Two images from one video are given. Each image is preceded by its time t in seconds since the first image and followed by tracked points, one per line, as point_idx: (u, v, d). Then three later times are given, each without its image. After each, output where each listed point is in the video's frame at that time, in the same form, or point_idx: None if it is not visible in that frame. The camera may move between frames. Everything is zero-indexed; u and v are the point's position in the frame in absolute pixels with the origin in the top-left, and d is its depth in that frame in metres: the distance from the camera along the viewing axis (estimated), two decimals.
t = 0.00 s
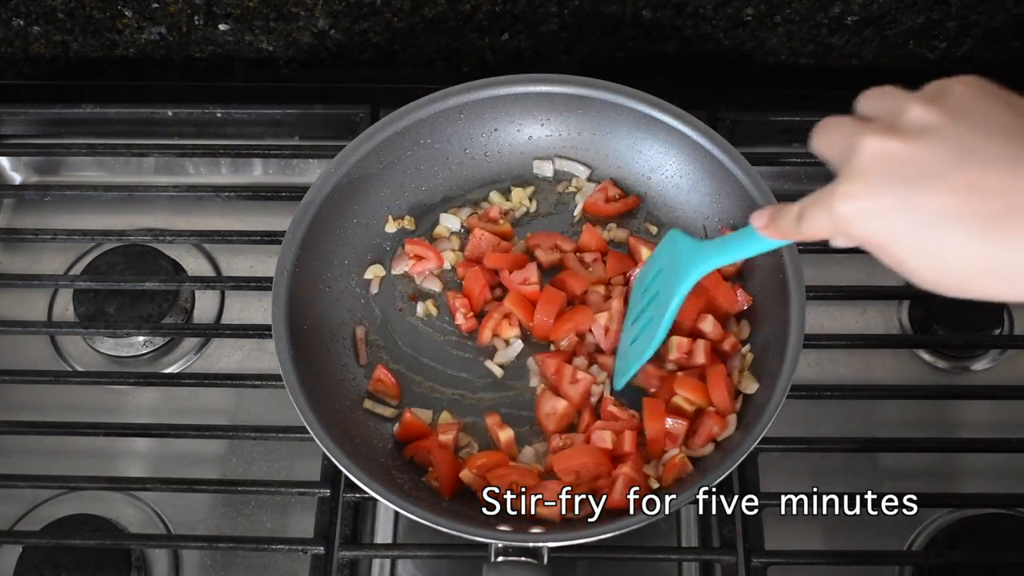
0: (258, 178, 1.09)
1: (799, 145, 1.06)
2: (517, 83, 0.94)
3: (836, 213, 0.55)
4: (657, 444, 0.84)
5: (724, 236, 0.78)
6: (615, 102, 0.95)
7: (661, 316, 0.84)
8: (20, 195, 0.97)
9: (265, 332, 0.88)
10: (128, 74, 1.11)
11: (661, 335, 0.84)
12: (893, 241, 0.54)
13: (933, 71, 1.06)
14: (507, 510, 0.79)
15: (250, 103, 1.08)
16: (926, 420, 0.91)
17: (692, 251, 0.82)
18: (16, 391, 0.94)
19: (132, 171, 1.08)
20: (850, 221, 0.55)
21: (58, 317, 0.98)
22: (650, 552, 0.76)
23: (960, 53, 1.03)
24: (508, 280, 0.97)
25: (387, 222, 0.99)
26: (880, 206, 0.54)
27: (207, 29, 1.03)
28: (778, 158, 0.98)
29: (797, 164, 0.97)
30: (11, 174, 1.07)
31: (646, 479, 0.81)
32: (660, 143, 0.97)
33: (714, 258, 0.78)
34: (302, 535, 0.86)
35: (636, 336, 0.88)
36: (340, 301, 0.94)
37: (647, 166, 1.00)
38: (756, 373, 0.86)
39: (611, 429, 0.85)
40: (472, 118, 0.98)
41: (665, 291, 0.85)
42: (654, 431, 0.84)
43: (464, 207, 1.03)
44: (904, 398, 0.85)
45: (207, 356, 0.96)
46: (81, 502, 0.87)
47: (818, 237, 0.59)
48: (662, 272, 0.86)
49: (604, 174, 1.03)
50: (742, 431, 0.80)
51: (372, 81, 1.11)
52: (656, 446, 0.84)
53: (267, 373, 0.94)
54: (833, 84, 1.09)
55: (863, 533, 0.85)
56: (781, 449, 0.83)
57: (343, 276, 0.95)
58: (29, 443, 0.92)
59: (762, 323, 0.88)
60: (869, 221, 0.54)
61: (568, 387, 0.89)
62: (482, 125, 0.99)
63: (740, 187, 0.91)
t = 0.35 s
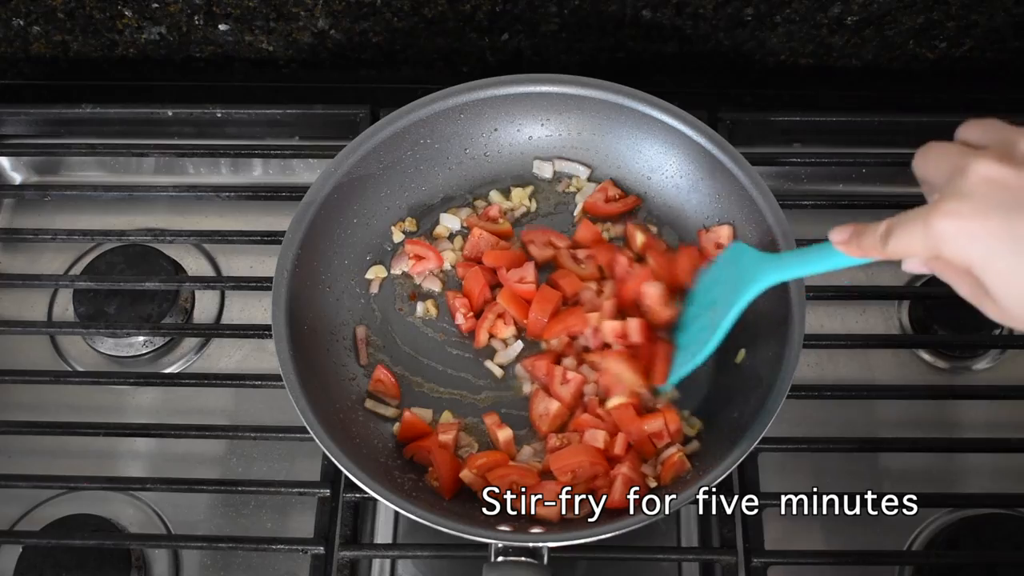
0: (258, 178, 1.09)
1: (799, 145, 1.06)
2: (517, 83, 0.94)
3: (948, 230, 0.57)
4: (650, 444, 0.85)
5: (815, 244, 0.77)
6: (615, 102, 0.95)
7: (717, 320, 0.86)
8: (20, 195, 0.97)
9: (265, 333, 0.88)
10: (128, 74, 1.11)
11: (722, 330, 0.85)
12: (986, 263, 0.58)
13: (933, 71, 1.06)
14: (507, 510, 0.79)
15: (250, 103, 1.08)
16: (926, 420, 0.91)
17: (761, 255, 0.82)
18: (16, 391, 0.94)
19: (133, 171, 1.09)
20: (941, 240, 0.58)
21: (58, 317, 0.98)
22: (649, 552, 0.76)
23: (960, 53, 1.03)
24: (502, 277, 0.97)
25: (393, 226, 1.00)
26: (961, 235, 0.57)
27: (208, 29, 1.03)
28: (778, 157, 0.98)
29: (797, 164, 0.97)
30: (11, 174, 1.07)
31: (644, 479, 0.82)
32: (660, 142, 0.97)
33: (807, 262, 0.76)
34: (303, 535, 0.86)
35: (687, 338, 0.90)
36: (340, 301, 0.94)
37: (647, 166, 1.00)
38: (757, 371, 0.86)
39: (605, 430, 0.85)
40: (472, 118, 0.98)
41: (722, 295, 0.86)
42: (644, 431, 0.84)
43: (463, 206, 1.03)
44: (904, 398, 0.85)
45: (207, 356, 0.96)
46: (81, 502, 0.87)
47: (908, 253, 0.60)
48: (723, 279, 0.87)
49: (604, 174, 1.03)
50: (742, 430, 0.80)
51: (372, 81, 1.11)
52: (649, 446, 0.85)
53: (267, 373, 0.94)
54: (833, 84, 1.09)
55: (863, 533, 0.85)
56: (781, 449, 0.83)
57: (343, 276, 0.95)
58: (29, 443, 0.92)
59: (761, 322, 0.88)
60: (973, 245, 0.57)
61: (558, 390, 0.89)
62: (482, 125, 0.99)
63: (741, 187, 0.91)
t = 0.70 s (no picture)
0: (258, 179, 1.09)
1: (799, 145, 1.06)
2: (518, 83, 0.94)
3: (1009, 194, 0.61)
4: (652, 441, 0.85)
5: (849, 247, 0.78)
6: (615, 102, 0.95)
7: (763, 310, 0.83)
8: (20, 195, 0.97)
9: (265, 332, 0.88)
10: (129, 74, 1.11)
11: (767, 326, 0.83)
12: None
13: (933, 71, 1.06)
14: (507, 510, 0.79)
15: (250, 103, 1.08)
16: (926, 420, 0.91)
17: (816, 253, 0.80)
18: (16, 391, 0.94)
19: (133, 171, 1.09)
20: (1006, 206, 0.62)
21: (58, 317, 0.98)
22: (649, 552, 0.76)
23: (960, 53, 1.03)
24: (495, 276, 0.97)
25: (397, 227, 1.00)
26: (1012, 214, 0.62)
27: (208, 29, 1.03)
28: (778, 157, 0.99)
29: (797, 164, 0.97)
30: (11, 174, 1.07)
31: (644, 478, 0.82)
32: (660, 143, 0.97)
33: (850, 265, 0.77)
34: (302, 535, 0.86)
35: (733, 323, 0.86)
36: (340, 301, 0.94)
37: (647, 166, 1.00)
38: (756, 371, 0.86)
39: (606, 428, 0.85)
40: (473, 118, 0.98)
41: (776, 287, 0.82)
42: (646, 427, 0.84)
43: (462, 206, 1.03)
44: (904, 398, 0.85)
45: (207, 356, 0.96)
46: (80, 502, 0.87)
47: (970, 229, 0.64)
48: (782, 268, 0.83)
49: (604, 174, 1.03)
50: (742, 430, 0.80)
51: (372, 80, 1.11)
52: (650, 442, 0.85)
53: (266, 373, 0.94)
54: (833, 84, 1.09)
55: (863, 533, 0.85)
56: (781, 449, 0.83)
57: (343, 276, 0.95)
58: (29, 443, 0.92)
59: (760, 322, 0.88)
60: None
61: (545, 394, 0.89)
62: (482, 125, 0.99)
63: (741, 187, 0.91)
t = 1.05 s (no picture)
0: (258, 178, 1.09)
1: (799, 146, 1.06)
2: (517, 83, 0.94)
3: (834, 200, 0.63)
4: (652, 440, 0.85)
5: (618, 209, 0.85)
6: (615, 102, 0.95)
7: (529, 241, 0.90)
8: (20, 195, 0.97)
9: (265, 333, 0.88)
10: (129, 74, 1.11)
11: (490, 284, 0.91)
12: (814, 250, 0.64)
13: (933, 71, 1.06)
14: (507, 510, 0.79)
15: (250, 103, 1.08)
16: (926, 420, 0.91)
17: (567, 207, 0.88)
18: (16, 391, 0.94)
19: (133, 171, 1.09)
20: (780, 217, 0.65)
21: (58, 317, 0.98)
22: (650, 552, 0.76)
23: (960, 53, 1.03)
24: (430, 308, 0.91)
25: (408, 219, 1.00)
26: (790, 226, 0.64)
27: (208, 29, 1.03)
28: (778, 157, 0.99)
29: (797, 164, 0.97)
30: (11, 174, 1.07)
31: (644, 478, 0.82)
32: (660, 143, 0.97)
33: (604, 222, 0.83)
34: (302, 535, 0.86)
35: (472, 264, 0.93)
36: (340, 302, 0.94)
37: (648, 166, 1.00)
38: (758, 371, 0.86)
39: (607, 428, 0.85)
40: (473, 118, 0.98)
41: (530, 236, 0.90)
42: (647, 425, 0.85)
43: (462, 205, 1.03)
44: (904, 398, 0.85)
45: (207, 356, 0.96)
46: (80, 502, 0.87)
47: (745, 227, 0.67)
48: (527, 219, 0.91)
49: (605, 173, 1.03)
50: (742, 430, 0.80)
51: (372, 80, 1.11)
52: (649, 441, 0.85)
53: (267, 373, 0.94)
54: (833, 84, 1.09)
55: (863, 533, 0.85)
56: (781, 449, 0.83)
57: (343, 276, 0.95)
58: (30, 443, 0.92)
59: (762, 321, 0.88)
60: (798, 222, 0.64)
61: (523, 406, 0.88)
62: (482, 125, 0.99)
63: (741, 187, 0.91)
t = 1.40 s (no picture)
0: (258, 179, 1.09)
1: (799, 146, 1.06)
2: (517, 83, 0.94)
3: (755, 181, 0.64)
4: (652, 440, 0.85)
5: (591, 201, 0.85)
6: (614, 102, 0.95)
7: (467, 255, 0.90)
8: (20, 195, 0.97)
9: (265, 332, 0.88)
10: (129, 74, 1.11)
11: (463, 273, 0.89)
12: (741, 232, 0.64)
13: (933, 71, 1.06)
14: (507, 510, 0.79)
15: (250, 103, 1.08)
16: (926, 420, 0.91)
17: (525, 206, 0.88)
18: (16, 391, 0.94)
19: (133, 171, 1.09)
20: (710, 204, 0.65)
21: (58, 317, 0.98)
22: (649, 552, 0.76)
23: (960, 53, 1.03)
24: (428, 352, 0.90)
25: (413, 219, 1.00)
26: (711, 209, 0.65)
27: (208, 29, 1.03)
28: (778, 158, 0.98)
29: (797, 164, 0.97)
30: (11, 174, 1.07)
31: (644, 477, 0.82)
32: (659, 142, 0.97)
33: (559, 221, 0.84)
34: (303, 535, 0.86)
35: (424, 258, 0.91)
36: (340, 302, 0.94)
37: (647, 165, 1.00)
38: (759, 370, 0.85)
39: (606, 427, 0.85)
40: (473, 118, 0.98)
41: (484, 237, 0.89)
42: (647, 425, 0.85)
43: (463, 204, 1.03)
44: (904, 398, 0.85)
45: (207, 356, 0.96)
46: (80, 502, 0.87)
47: (678, 216, 0.68)
48: (489, 218, 0.90)
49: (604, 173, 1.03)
50: (742, 430, 0.80)
51: (372, 81, 1.11)
52: (649, 441, 0.85)
53: (266, 373, 0.94)
54: (833, 84, 1.09)
55: (863, 533, 0.85)
56: (781, 448, 0.83)
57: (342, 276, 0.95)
58: (30, 443, 0.92)
59: (761, 321, 0.88)
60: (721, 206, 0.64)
61: (524, 406, 0.88)
62: (482, 125, 0.99)
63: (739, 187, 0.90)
